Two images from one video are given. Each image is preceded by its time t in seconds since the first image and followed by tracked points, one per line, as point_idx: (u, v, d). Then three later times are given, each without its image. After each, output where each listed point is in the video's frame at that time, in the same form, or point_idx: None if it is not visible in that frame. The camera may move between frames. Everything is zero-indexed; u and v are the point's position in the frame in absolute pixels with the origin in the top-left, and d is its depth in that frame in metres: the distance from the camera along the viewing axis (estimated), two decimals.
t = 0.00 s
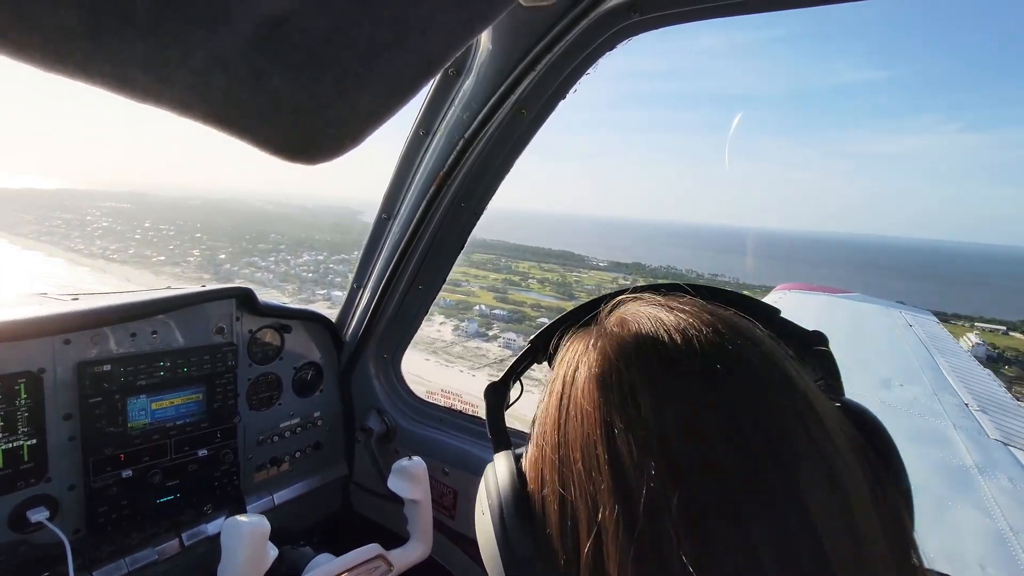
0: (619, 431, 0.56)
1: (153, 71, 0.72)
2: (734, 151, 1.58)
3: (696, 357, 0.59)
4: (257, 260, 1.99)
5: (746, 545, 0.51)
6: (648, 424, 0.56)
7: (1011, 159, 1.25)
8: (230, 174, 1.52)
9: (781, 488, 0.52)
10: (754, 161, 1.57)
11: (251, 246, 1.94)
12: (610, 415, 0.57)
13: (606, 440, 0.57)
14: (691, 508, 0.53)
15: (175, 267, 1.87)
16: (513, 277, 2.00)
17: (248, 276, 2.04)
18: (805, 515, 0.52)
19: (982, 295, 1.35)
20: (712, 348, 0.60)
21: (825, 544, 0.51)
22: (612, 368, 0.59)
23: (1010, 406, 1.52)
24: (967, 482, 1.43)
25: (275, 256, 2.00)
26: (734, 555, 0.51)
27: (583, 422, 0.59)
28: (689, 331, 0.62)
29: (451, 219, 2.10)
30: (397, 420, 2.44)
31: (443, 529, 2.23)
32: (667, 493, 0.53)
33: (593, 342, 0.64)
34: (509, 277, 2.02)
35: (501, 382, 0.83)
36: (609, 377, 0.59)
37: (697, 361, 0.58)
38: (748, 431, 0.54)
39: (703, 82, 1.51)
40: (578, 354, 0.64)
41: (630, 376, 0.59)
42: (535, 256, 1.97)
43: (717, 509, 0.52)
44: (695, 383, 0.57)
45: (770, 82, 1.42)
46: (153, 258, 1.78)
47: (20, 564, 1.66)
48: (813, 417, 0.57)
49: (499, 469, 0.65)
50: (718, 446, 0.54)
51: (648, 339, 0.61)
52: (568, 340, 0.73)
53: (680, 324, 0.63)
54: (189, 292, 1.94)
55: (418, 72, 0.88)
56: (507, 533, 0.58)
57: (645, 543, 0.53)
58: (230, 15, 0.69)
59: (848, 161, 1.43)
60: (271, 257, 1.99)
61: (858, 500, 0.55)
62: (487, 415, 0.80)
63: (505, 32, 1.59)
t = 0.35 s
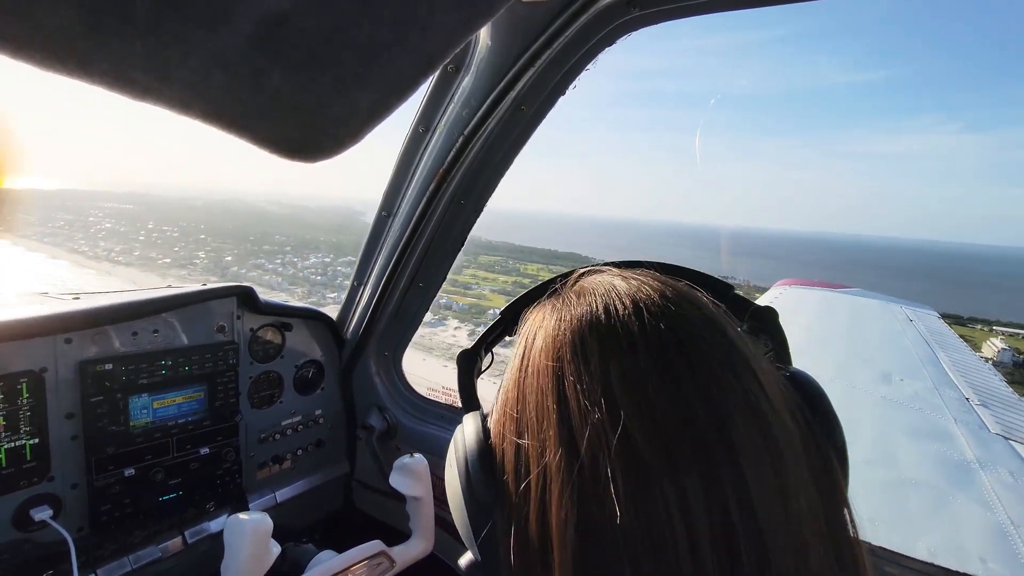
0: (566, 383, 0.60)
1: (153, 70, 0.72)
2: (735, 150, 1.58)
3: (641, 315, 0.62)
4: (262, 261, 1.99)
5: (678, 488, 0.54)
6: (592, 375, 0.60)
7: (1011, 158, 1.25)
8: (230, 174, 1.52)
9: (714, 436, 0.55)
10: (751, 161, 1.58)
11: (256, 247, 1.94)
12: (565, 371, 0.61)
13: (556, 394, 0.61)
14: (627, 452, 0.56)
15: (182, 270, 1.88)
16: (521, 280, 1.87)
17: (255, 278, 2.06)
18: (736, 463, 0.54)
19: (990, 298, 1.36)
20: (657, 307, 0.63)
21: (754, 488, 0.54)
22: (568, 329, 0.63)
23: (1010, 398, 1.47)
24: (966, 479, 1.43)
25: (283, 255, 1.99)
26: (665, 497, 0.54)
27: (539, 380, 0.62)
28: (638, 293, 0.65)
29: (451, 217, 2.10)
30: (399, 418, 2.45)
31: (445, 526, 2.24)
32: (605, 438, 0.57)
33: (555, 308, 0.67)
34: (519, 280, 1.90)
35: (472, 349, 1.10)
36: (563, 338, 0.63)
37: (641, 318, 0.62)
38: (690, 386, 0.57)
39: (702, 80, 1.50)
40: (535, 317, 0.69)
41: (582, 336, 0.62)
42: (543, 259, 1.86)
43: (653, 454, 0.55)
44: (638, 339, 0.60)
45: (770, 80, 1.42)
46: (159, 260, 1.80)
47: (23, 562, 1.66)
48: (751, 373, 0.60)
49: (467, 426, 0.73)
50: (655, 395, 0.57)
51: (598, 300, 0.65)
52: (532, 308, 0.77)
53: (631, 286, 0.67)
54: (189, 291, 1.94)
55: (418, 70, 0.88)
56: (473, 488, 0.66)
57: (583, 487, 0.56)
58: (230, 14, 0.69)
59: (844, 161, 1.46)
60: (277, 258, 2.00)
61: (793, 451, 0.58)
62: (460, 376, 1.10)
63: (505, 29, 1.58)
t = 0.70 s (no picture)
0: (554, 365, 0.61)
1: (154, 70, 0.72)
2: (736, 151, 1.57)
3: (633, 298, 0.62)
4: (270, 264, 2.00)
5: (659, 469, 0.55)
6: (582, 357, 0.61)
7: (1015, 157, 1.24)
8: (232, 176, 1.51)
9: (700, 422, 0.56)
10: (753, 162, 1.58)
11: (262, 249, 1.95)
12: (553, 354, 0.62)
13: (544, 376, 0.62)
14: (612, 434, 0.57)
15: (188, 272, 1.88)
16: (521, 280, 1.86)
17: (262, 280, 2.07)
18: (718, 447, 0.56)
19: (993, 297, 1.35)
20: (649, 290, 0.63)
21: (734, 471, 0.56)
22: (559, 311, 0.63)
23: (1012, 398, 1.58)
24: (969, 479, 1.41)
25: (288, 259, 2.02)
26: (649, 478, 0.56)
27: (528, 361, 0.63)
28: (631, 275, 0.65)
29: (452, 217, 2.10)
30: (401, 418, 2.45)
31: (447, 526, 2.24)
32: (592, 420, 0.58)
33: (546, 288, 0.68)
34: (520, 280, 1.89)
35: (465, 324, 1.22)
36: (553, 320, 0.63)
37: (631, 301, 0.62)
38: (676, 370, 0.58)
39: (704, 81, 1.50)
40: (528, 294, 0.69)
41: (572, 319, 0.62)
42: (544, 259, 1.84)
43: (637, 435, 0.56)
44: (628, 323, 0.61)
45: (771, 79, 1.41)
46: (165, 263, 1.79)
47: (27, 562, 1.67)
48: (740, 359, 0.61)
49: (458, 400, 0.76)
50: (644, 379, 0.58)
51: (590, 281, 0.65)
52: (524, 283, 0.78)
53: (624, 267, 0.67)
54: (192, 292, 1.94)
55: (418, 70, 0.89)
56: (464, 457, 0.71)
57: (569, 465, 0.58)
58: (230, 14, 0.69)
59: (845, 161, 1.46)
60: (284, 261, 2.02)
61: (775, 434, 0.60)
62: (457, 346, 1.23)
63: (505, 28, 1.58)
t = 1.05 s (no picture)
0: (534, 371, 0.61)
1: (155, 70, 0.72)
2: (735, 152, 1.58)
3: (613, 300, 0.63)
4: (276, 266, 2.03)
5: (640, 471, 0.56)
6: (563, 361, 0.60)
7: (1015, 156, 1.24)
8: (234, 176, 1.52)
9: (680, 423, 0.57)
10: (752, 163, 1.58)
11: (267, 250, 1.96)
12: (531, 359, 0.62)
13: (523, 381, 0.62)
14: (593, 439, 0.57)
15: (195, 274, 1.94)
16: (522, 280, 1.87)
17: (272, 284, 2.11)
18: (698, 448, 0.57)
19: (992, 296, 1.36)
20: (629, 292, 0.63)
21: (716, 473, 0.57)
22: (536, 316, 0.63)
23: (1016, 400, 1.58)
24: (969, 478, 1.41)
25: (296, 262, 2.06)
26: (632, 483, 0.56)
27: (506, 366, 0.63)
28: (609, 277, 0.65)
29: (452, 217, 2.10)
30: (402, 417, 2.44)
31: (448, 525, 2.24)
32: (575, 424, 0.58)
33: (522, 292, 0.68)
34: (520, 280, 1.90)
35: (439, 328, 1.16)
36: (530, 325, 0.63)
37: (609, 304, 0.62)
38: (654, 372, 0.58)
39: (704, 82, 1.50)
40: (506, 297, 0.69)
41: (549, 323, 0.63)
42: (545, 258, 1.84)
43: (617, 439, 0.57)
44: (607, 326, 0.61)
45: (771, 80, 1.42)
46: (173, 266, 1.84)
47: (28, 560, 1.67)
48: (719, 361, 0.61)
49: (436, 407, 0.76)
50: (626, 383, 0.58)
51: (570, 283, 0.65)
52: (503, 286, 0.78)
53: (604, 270, 0.67)
54: (193, 291, 1.95)
55: (418, 70, 0.89)
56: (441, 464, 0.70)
57: (550, 471, 0.58)
58: (231, 13, 0.69)
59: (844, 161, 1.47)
60: (292, 263, 2.05)
61: (755, 437, 0.60)
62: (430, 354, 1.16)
63: (506, 27, 1.57)
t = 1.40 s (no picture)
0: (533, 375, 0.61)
1: (153, 71, 0.72)
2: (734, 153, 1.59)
3: (611, 302, 0.62)
4: (283, 268, 2.05)
5: (642, 474, 0.56)
6: (562, 364, 0.60)
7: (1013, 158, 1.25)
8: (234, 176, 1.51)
9: (681, 425, 0.57)
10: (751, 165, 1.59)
11: (273, 251, 1.98)
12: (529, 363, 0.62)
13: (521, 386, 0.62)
14: (594, 442, 0.57)
15: (202, 276, 1.97)
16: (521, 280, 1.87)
17: (281, 286, 2.14)
18: (700, 450, 0.56)
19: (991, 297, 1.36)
20: (627, 294, 0.63)
21: (717, 475, 0.57)
22: (533, 320, 0.63)
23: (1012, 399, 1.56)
24: (967, 478, 1.41)
25: (303, 265, 2.09)
26: (635, 486, 0.56)
27: (504, 371, 0.63)
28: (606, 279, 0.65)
29: (450, 217, 2.09)
30: (400, 418, 2.45)
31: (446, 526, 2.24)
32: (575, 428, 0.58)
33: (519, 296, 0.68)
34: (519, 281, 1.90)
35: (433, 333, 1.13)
36: (528, 329, 0.63)
37: (607, 307, 0.62)
38: (653, 375, 0.58)
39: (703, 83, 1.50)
40: (503, 300, 0.69)
41: (546, 326, 0.63)
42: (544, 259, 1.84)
43: (619, 442, 0.57)
44: (606, 329, 0.61)
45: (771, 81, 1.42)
46: (179, 267, 1.86)
47: (24, 562, 1.66)
48: (717, 362, 0.61)
49: (432, 413, 0.76)
50: (624, 385, 0.58)
51: (567, 285, 0.65)
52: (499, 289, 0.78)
53: (600, 272, 0.67)
54: (191, 292, 1.94)
55: (417, 70, 0.88)
56: (437, 473, 0.70)
57: (551, 475, 0.58)
58: (230, 14, 0.68)
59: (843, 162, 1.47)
60: (298, 265, 2.08)
61: (755, 436, 0.60)
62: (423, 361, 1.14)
63: (505, 28, 1.57)
